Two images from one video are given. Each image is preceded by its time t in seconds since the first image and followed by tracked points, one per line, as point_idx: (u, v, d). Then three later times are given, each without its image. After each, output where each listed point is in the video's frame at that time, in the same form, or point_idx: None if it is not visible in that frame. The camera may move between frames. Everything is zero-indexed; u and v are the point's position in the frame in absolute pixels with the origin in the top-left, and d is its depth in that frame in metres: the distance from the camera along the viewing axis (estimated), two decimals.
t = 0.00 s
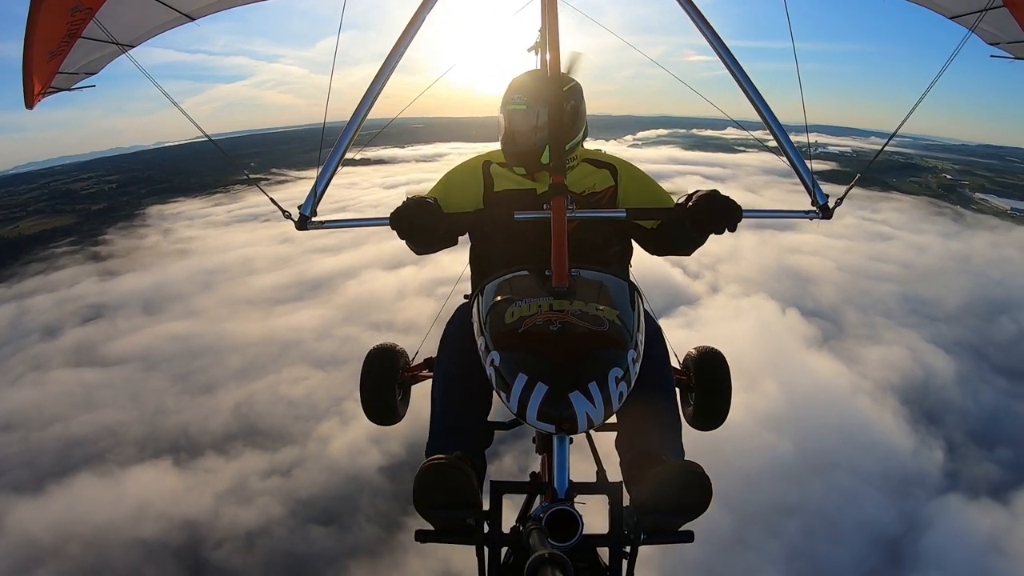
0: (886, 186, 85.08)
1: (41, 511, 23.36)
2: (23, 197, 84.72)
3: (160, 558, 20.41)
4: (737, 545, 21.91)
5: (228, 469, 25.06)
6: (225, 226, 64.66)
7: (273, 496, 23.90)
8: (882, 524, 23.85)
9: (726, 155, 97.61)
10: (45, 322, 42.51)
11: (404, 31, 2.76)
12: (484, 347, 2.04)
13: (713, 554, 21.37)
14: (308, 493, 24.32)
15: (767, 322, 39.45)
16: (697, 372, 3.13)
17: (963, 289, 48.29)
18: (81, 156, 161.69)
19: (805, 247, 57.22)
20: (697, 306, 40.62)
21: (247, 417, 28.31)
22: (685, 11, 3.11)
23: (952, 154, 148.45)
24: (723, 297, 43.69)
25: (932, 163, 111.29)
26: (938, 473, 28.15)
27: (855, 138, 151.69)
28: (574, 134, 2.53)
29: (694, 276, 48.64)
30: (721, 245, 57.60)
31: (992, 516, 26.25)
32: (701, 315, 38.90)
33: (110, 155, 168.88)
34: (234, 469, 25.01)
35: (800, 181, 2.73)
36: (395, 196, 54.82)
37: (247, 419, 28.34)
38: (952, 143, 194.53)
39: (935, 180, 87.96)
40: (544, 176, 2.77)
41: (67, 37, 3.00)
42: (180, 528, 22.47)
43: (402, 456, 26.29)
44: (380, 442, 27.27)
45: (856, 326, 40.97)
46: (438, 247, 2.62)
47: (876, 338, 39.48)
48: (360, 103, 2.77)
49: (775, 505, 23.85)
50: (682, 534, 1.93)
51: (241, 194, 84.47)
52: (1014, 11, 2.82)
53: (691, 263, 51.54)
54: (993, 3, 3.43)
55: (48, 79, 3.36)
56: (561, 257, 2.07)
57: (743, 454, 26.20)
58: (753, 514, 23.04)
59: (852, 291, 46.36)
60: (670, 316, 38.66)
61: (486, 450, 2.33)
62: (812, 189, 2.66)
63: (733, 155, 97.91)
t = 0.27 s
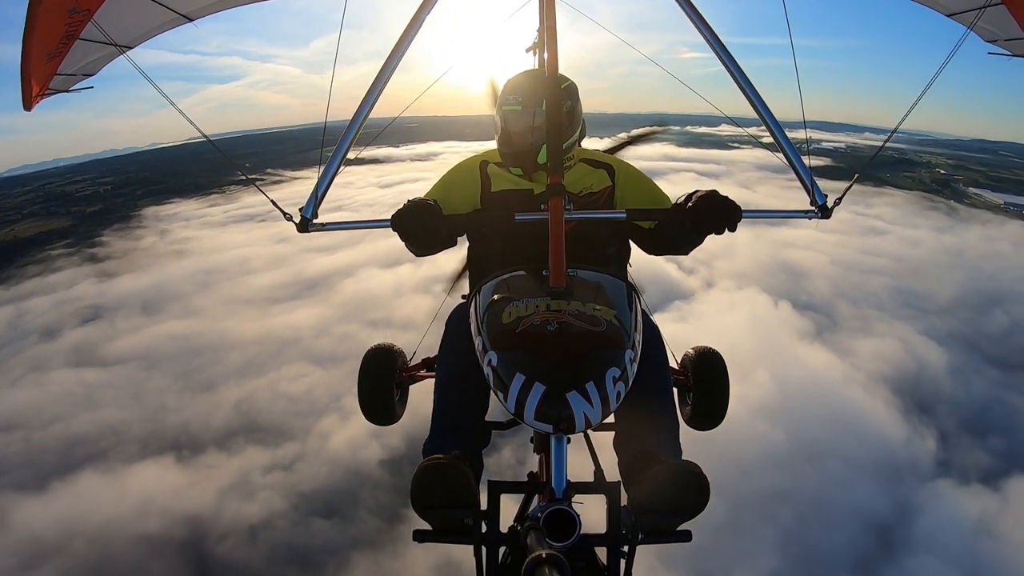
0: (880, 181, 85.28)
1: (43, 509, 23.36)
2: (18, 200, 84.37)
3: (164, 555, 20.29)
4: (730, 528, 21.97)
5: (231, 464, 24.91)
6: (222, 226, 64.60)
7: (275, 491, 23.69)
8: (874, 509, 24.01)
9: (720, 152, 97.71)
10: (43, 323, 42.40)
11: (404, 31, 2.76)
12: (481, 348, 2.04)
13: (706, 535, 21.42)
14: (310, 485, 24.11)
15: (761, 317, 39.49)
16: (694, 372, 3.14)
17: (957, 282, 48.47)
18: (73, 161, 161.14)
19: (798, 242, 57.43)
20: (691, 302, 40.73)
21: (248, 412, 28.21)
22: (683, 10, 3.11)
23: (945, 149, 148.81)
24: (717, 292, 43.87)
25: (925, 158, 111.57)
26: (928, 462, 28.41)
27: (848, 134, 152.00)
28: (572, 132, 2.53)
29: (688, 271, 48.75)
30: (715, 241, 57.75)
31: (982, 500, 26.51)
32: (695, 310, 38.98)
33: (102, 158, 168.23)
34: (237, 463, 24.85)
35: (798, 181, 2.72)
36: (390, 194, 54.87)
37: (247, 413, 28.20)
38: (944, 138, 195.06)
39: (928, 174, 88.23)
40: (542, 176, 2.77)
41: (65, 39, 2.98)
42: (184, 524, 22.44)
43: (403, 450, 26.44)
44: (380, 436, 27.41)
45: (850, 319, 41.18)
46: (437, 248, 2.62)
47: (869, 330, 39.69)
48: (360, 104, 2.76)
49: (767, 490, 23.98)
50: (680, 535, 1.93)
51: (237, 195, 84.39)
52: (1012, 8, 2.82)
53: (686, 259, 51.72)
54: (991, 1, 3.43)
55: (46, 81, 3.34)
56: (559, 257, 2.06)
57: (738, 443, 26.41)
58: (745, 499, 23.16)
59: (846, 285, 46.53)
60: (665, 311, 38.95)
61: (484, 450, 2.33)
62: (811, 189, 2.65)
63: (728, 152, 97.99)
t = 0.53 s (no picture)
0: (876, 174, 85.31)
1: (49, 505, 23.50)
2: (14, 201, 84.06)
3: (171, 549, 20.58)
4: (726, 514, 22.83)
5: (235, 457, 25.19)
6: (220, 225, 64.56)
7: (279, 483, 24.08)
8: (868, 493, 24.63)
9: (716, 146, 97.64)
10: (44, 324, 42.40)
11: (401, 28, 2.75)
12: (481, 344, 2.05)
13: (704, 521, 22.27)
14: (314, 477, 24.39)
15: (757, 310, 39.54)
16: (694, 366, 3.14)
17: (952, 273, 48.61)
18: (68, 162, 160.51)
19: (794, 235, 57.55)
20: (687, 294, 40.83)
21: (251, 408, 28.39)
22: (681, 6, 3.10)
23: (940, 142, 148.82)
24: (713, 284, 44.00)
25: (921, 150, 111.57)
26: (922, 446, 28.93)
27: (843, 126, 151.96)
28: (571, 127, 2.53)
29: (685, 264, 48.83)
30: (711, 235, 57.81)
31: (973, 483, 27.15)
32: (692, 302, 39.05)
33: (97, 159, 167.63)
34: (241, 457, 25.15)
35: (798, 176, 2.71)
36: (387, 191, 54.83)
37: (250, 409, 28.45)
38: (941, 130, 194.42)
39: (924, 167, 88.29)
40: (540, 173, 2.78)
41: (62, 38, 2.98)
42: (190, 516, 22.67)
43: (404, 441, 26.65)
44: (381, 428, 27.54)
45: (844, 309, 41.38)
46: (436, 245, 2.61)
47: (864, 321, 39.85)
48: (359, 100, 2.75)
49: (764, 475, 24.58)
50: (681, 529, 1.94)
51: (234, 193, 84.34)
52: None
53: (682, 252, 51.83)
54: None
55: (43, 80, 3.32)
56: (558, 253, 2.06)
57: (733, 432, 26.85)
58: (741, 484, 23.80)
59: (841, 276, 46.67)
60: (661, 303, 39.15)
61: (485, 446, 2.33)
62: (810, 184, 2.65)
63: (724, 146, 97.90)
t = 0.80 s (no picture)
0: (872, 173, 85.50)
1: (53, 501, 23.59)
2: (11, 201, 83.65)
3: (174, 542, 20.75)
4: (722, 506, 23.21)
5: (238, 452, 25.51)
6: (219, 225, 64.44)
7: (282, 477, 24.05)
8: (862, 485, 24.93)
9: (713, 145, 97.85)
10: (44, 323, 42.28)
11: (398, 25, 2.74)
12: (480, 342, 2.03)
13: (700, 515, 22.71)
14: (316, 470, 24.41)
15: (754, 308, 39.76)
16: (693, 365, 3.14)
17: (948, 270, 48.83)
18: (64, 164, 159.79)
19: (791, 233, 57.79)
20: (685, 291, 41.00)
21: (254, 406, 28.55)
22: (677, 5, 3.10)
23: (937, 142, 149.16)
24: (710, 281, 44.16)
25: (917, 150, 111.83)
26: (916, 440, 29.19)
27: (840, 126, 152.27)
28: (569, 127, 2.52)
29: (682, 262, 48.96)
30: (709, 233, 57.93)
31: (967, 476, 27.38)
32: (690, 300, 39.22)
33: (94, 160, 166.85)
34: (244, 452, 25.37)
35: (795, 174, 2.71)
36: (386, 190, 54.83)
37: (253, 406, 28.67)
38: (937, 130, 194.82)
39: (920, 166, 88.51)
40: (538, 171, 2.77)
41: (59, 38, 2.95)
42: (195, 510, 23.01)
43: (404, 437, 26.81)
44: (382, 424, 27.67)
45: (840, 306, 41.55)
46: (433, 244, 2.61)
47: (860, 317, 40.03)
48: (355, 99, 2.74)
49: (759, 468, 24.90)
50: (678, 527, 1.94)
51: (233, 193, 84.18)
52: None
53: (679, 251, 51.98)
54: None
55: (39, 80, 3.29)
56: (555, 251, 2.06)
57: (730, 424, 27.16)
58: (736, 475, 24.09)
59: (838, 274, 46.85)
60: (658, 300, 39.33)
61: (483, 444, 2.33)
62: (806, 182, 2.65)
63: (721, 145, 98.07)
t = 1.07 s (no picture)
0: (872, 173, 85.53)
1: (60, 499, 23.78)
2: (12, 203, 83.43)
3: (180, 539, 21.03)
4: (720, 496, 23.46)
5: (242, 448, 25.67)
6: (220, 225, 64.42)
7: (286, 471, 24.30)
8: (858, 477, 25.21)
9: (712, 145, 97.87)
10: (47, 323, 42.28)
11: (397, 25, 2.75)
12: (477, 344, 2.05)
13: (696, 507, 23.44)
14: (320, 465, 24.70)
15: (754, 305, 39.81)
16: (690, 365, 3.15)
17: (945, 269, 48.91)
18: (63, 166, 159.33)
19: (789, 232, 57.82)
20: (684, 290, 41.14)
21: (257, 402, 28.72)
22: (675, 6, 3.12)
23: (936, 142, 149.09)
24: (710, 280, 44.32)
25: (916, 150, 111.85)
26: (913, 435, 29.38)
27: (839, 126, 152.31)
28: (568, 127, 2.54)
29: (682, 261, 49.02)
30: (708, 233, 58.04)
31: (961, 469, 27.66)
32: (689, 297, 39.31)
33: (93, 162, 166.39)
34: (248, 448, 25.67)
35: (793, 175, 2.72)
36: (387, 191, 54.92)
37: (257, 403, 28.76)
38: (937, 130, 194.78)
39: (919, 165, 88.55)
40: (534, 173, 2.78)
41: (57, 38, 2.95)
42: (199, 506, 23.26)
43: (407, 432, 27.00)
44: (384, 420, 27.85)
45: (838, 304, 41.60)
46: (430, 245, 2.61)
47: (858, 315, 40.12)
48: (353, 100, 2.75)
49: (756, 461, 25.08)
50: (677, 527, 1.94)
51: (234, 194, 84.12)
52: None
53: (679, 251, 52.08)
54: None
55: (38, 80, 3.29)
56: (554, 252, 2.06)
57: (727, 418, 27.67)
58: (733, 468, 24.37)
59: (836, 273, 46.97)
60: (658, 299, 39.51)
61: (481, 445, 2.33)
62: (805, 183, 2.66)
63: (720, 145, 98.09)
